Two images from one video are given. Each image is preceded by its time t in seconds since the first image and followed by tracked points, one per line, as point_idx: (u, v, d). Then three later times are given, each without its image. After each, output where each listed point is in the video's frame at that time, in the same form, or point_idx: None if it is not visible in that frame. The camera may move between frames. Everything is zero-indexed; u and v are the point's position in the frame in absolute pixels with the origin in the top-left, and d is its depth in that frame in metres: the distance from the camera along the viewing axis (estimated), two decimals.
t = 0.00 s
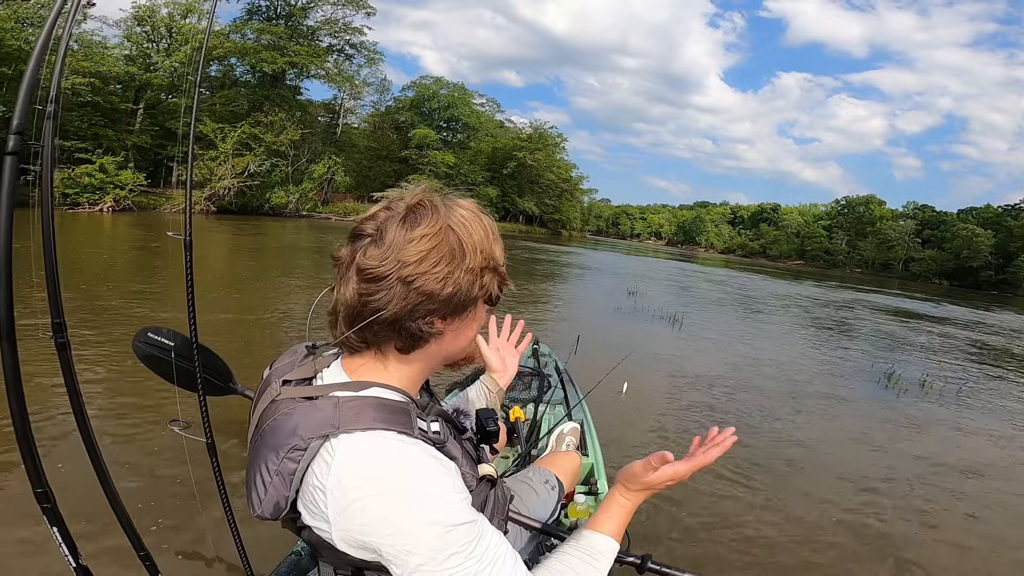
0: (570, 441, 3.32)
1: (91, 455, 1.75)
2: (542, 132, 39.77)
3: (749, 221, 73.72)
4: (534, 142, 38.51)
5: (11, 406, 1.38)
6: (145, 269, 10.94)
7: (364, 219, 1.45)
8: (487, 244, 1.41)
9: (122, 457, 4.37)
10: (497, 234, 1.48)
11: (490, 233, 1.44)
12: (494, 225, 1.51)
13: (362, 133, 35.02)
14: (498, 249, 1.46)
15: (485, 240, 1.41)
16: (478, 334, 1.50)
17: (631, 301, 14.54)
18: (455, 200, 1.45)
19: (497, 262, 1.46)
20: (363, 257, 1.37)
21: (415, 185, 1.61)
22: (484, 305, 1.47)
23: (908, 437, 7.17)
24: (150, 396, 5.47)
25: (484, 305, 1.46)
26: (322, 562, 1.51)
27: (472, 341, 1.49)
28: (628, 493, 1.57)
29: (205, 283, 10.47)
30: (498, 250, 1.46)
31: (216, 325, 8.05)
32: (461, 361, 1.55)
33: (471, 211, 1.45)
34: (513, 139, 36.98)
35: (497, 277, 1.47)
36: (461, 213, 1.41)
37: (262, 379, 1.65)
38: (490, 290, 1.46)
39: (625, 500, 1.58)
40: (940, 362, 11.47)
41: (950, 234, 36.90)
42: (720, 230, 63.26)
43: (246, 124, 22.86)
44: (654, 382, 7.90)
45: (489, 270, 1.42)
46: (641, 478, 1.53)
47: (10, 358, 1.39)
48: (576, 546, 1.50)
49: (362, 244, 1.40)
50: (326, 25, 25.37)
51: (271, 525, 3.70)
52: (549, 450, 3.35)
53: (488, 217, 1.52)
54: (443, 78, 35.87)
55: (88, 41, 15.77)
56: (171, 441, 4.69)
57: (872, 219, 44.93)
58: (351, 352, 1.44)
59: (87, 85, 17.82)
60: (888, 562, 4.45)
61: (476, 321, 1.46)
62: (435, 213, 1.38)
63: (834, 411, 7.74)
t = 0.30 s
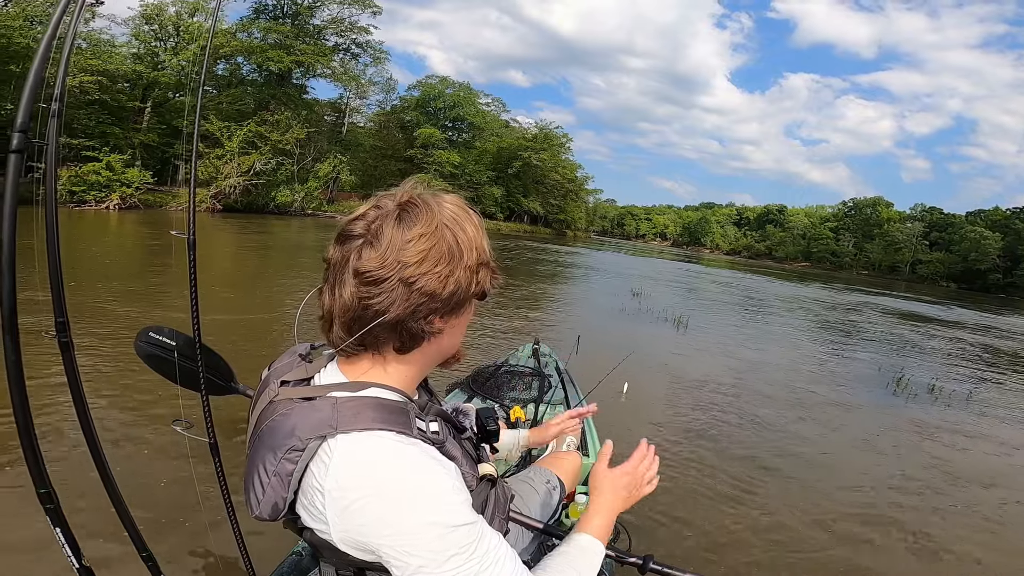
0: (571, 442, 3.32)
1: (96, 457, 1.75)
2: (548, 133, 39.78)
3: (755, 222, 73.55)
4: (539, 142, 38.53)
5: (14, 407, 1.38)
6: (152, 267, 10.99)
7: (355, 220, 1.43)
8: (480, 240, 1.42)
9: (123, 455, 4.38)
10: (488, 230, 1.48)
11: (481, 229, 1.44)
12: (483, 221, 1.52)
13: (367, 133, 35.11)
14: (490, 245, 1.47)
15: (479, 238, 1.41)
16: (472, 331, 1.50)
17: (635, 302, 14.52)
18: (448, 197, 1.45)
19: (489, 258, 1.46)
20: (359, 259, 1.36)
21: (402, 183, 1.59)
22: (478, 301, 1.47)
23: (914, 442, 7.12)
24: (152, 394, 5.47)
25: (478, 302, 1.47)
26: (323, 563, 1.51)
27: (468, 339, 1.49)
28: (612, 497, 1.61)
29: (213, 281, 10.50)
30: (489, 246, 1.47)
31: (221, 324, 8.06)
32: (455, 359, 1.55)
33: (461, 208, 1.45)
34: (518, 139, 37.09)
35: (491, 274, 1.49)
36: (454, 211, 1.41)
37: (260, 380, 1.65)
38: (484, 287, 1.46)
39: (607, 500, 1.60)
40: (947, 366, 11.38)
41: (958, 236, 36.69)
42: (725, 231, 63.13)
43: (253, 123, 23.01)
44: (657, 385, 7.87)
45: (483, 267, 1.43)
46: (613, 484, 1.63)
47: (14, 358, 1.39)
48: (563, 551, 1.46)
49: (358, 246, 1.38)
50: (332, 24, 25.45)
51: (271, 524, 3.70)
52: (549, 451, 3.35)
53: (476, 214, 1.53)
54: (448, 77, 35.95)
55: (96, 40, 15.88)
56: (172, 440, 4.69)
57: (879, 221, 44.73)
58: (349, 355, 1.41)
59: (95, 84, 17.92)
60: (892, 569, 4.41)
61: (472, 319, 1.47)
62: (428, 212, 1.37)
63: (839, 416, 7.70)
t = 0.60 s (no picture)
0: (571, 441, 3.30)
1: (94, 456, 1.75)
2: (552, 133, 39.79)
3: (761, 223, 73.35)
4: (544, 142, 38.54)
5: (13, 407, 1.38)
6: (157, 267, 11.03)
7: (333, 217, 1.45)
8: (449, 230, 1.36)
9: (124, 454, 4.38)
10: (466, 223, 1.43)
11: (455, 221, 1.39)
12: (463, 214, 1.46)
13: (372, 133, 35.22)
14: (467, 237, 1.41)
15: (447, 228, 1.36)
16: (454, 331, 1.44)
17: (640, 303, 14.49)
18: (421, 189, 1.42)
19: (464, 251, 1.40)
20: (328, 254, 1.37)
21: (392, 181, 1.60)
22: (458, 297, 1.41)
23: (920, 447, 7.07)
24: (154, 394, 5.49)
25: (458, 296, 1.41)
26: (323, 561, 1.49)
27: (449, 338, 1.44)
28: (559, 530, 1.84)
29: (217, 281, 10.53)
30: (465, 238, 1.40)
31: (224, 323, 8.07)
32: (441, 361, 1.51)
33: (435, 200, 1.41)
34: (522, 139, 37.25)
35: (470, 267, 1.43)
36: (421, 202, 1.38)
37: (257, 381, 1.64)
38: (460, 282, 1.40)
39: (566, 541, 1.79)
40: (954, 370, 11.31)
41: (966, 238, 36.50)
42: (731, 232, 62.97)
43: (259, 123, 23.16)
44: (660, 387, 7.84)
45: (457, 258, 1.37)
46: (556, 524, 1.89)
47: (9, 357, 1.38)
48: (561, 559, 1.63)
49: (329, 242, 1.39)
50: (337, 24, 25.48)
51: (270, 524, 3.70)
52: (549, 450, 3.34)
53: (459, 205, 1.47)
54: (453, 78, 36.03)
55: (101, 40, 15.94)
56: (172, 439, 4.70)
57: (886, 222, 44.55)
58: (331, 349, 1.42)
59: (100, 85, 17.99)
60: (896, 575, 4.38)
61: (452, 316, 1.41)
62: (394, 206, 1.36)
63: (844, 420, 7.66)
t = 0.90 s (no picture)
0: (569, 440, 3.28)
1: (89, 453, 1.75)
2: (556, 133, 39.77)
3: (766, 223, 73.12)
4: (548, 143, 38.54)
5: (9, 406, 1.37)
6: (162, 268, 11.06)
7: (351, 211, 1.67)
8: (374, 234, 1.37)
9: (126, 455, 4.38)
10: (408, 228, 1.39)
11: (387, 226, 1.38)
12: (418, 219, 1.41)
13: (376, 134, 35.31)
14: (399, 242, 1.38)
15: (373, 231, 1.38)
16: (396, 338, 1.43)
17: (644, 304, 14.46)
18: (389, 191, 1.47)
19: (389, 256, 1.37)
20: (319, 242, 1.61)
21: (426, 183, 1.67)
22: (386, 304, 1.40)
23: (927, 449, 7.01)
24: (156, 395, 5.49)
25: (388, 304, 1.40)
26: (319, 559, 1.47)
27: (388, 345, 1.44)
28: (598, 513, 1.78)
29: (222, 282, 10.55)
30: (396, 245, 1.37)
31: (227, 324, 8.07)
32: (414, 369, 1.49)
33: (390, 204, 1.44)
34: (526, 140, 37.27)
35: (405, 275, 1.39)
36: (370, 204, 1.43)
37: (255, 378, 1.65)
38: (387, 288, 1.39)
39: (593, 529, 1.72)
40: (963, 371, 11.22)
41: (974, 237, 36.28)
42: (737, 232, 62.80)
43: (263, 125, 23.22)
44: (664, 388, 7.81)
45: (377, 264, 1.37)
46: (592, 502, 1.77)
47: (7, 356, 1.37)
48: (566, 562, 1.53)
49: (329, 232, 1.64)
50: (341, 26, 25.53)
51: (270, 525, 3.69)
52: (547, 450, 3.32)
53: (424, 212, 1.44)
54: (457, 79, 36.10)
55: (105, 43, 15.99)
56: (174, 440, 4.69)
57: (893, 221, 44.33)
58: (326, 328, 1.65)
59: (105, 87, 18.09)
60: None
61: (384, 321, 1.42)
62: (352, 204, 1.47)
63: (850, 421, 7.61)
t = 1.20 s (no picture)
0: (570, 441, 3.27)
1: (92, 453, 1.74)
2: (561, 133, 39.75)
3: (771, 225, 72.92)
4: (553, 143, 38.54)
5: (14, 406, 1.36)
6: (167, 266, 11.09)
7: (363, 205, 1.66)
8: (381, 242, 1.36)
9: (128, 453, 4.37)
10: (415, 238, 1.37)
11: (393, 235, 1.37)
12: (425, 228, 1.39)
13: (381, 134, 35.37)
14: (404, 252, 1.36)
15: (379, 239, 1.36)
16: (400, 346, 1.43)
17: (648, 305, 14.42)
18: (397, 195, 1.45)
19: (394, 267, 1.36)
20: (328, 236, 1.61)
21: (444, 187, 1.66)
22: (390, 314, 1.40)
23: (935, 456, 6.96)
24: (159, 393, 5.49)
25: (391, 314, 1.40)
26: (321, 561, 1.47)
27: (392, 355, 1.44)
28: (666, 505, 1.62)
29: (225, 280, 10.56)
30: (401, 255, 1.36)
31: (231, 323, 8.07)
32: (417, 378, 1.49)
33: (398, 210, 1.41)
34: (531, 140, 37.28)
35: (408, 286, 1.38)
36: (378, 208, 1.41)
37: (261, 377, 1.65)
38: (390, 298, 1.38)
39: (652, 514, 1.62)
40: (970, 376, 11.13)
41: (981, 240, 36.09)
42: (742, 233, 62.63)
43: (269, 124, 23.27)
44: (668, 391, 7.77)
45: (381, 275, 1.36)
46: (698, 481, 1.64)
47: (14, 355, 1.37)
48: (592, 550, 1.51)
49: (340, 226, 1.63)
50: (347, 24, 25.55)
51: (272, 524, 3.68)
52: (548, 450, 3.30)
53: (433, 219, 1.41)
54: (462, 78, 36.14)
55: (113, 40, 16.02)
56: (176, 438, 4.69)
57: (899, 223, 44.14)
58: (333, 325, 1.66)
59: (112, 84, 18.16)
60: None
61: (388, 330, 1.42)
62: (361, 205, 1.45)
63: (856, 427, 7.56)
